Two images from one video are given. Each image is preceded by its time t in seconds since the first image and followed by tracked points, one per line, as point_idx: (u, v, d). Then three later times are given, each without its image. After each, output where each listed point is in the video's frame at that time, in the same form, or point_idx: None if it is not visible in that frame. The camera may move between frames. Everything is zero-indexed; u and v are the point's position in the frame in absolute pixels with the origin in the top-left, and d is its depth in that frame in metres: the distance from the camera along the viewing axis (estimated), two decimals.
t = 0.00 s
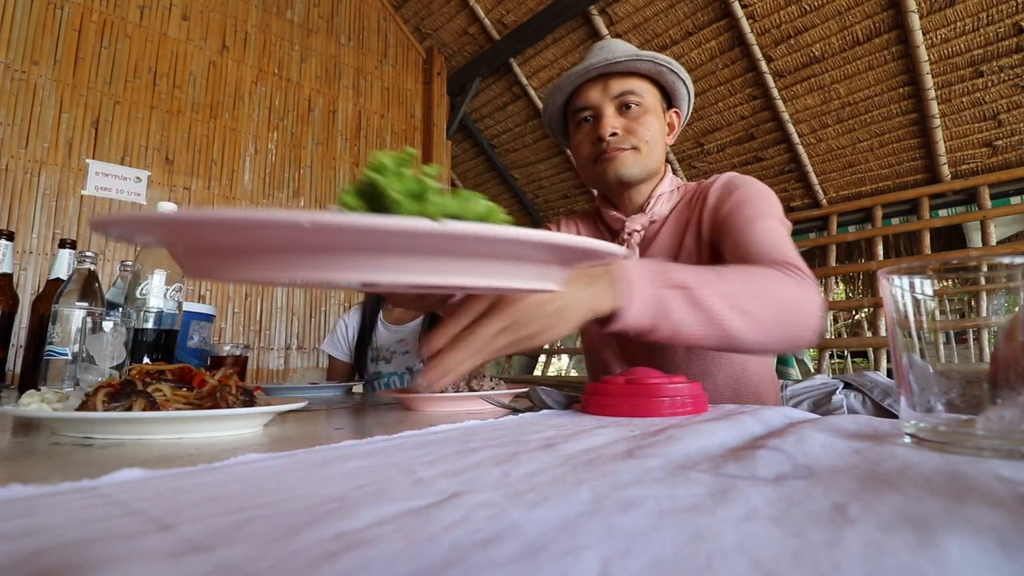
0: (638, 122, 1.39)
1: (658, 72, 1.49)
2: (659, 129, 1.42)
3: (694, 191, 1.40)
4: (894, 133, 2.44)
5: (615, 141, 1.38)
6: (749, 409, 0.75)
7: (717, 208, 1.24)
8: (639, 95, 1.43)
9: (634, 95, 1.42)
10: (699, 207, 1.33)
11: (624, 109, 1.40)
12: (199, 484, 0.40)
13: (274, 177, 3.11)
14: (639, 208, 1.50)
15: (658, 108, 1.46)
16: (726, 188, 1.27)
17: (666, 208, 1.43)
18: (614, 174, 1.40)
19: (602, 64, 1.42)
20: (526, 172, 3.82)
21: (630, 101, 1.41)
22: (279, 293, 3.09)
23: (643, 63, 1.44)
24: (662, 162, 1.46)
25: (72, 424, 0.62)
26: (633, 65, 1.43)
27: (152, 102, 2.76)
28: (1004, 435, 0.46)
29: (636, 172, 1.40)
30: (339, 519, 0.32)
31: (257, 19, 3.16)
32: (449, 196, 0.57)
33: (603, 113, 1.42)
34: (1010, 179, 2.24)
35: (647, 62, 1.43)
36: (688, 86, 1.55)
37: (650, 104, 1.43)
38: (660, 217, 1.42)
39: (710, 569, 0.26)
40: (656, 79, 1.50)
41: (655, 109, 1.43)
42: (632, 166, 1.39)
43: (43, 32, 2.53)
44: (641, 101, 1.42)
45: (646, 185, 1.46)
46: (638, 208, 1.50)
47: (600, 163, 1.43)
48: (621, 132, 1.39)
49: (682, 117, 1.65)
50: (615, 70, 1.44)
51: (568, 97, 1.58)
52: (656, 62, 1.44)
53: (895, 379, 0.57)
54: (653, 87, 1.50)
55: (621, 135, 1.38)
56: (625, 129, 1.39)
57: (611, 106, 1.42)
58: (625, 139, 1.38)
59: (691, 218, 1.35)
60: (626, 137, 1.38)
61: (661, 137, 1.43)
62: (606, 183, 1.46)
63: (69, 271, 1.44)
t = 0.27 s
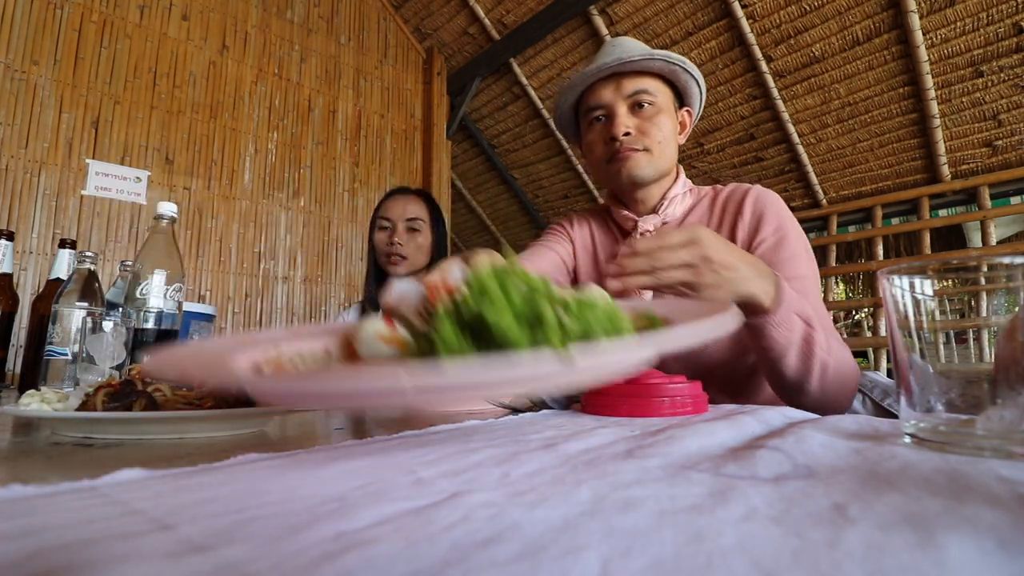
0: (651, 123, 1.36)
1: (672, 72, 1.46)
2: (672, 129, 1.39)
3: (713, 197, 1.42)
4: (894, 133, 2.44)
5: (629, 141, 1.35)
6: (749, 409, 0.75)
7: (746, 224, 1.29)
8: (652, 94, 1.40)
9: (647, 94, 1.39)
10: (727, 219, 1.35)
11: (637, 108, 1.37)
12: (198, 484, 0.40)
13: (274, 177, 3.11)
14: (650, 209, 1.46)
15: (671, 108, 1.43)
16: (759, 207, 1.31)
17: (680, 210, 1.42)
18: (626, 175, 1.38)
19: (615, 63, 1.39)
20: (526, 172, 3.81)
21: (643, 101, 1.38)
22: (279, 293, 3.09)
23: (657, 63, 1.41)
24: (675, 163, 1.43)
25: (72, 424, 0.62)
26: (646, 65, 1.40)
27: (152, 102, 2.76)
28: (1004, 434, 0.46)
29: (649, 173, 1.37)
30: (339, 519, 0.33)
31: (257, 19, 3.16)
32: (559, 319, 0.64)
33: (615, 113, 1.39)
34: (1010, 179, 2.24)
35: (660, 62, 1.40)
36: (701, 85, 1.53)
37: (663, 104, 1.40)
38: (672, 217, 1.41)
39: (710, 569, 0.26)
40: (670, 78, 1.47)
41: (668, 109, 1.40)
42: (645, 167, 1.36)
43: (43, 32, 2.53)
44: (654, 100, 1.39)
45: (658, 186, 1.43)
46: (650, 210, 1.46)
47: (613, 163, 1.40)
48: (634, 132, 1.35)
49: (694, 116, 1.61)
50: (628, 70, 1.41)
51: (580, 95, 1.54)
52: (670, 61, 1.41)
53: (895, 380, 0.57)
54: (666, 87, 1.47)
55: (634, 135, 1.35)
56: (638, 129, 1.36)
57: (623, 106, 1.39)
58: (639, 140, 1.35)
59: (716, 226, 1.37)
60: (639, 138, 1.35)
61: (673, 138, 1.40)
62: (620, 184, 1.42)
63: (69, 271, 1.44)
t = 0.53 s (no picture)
0: (658, 125, 1.30)
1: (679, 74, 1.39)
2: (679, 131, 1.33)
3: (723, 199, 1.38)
4: (894, 133, 2.44)
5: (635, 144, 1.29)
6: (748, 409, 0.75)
7: (762, 233, 1.26)
8: (659, 96, 1.33)
9: (654, 95, 1.33)
10: (743, 223, 1.31)
11: (644, 111, 1.31)
12: (198, 484, 0.40)
13: (274, 177, 3.11)
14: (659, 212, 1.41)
15: (677, 110, 1.37)
16: (777, 213, 1.27)
17: (689, 211, 1.37)
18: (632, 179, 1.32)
19: (621, 66, 1.32)
20: (526, 172, 3.81)
21: (650, 103, 1.32)
22: (279, 293, 3.09)
23: (663, 65, 1.35)
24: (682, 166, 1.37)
25: (72, 423, 0.62)
26: (653, 67, 1.34)
27: (152, 102, 2.76)
28: (1004, 434, 0.46)
29: (658, 177, 1.32)
30: (339, 519, 0.32)
31: (257, 19, 3.16)
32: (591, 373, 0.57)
33: (622, 116, 1.33)
34: (1010, 179, 2.23)
35: (667, 64, 1.34)
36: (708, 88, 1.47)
37: (670, 107, 1.34)
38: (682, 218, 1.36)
39: (710, 569, 0.26)
40: (677, 81, 1.41)
41: (675, 111, 1.34)
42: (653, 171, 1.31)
43: (43, 32, 2.53)
44: (662, 102, 1.33)
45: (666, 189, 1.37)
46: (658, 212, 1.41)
47: (621, 167, 1.34)
48: (641, 134, 1.29)
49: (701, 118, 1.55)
50: (635, 72, 1.34)
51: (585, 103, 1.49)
52: (677, 64, 1.35)
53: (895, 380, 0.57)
54: (673, 89, 1.40)
55: (641, 138, 1.29)
56: (646, 131, 1.30)
57: (631, 108, 1.33)
58: (646, 143, 1.29)
59: (730, 230, 1.32)
60: (647, 140, 1.29)
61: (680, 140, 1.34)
62: (627, 188, 1.37)
63: (69, 271, 1.44)
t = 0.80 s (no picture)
0: (662, 127, 1.29)
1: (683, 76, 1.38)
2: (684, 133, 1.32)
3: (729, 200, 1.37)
4: (894, 133, 2.44)
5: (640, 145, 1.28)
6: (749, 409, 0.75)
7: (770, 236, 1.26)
8: (663, 98, 1.32)
9: (658, 97, 1.32)
10: (751, 224, 1.30)
11: (648, 112, 1.30)
12: (198, 485, 0.40)
13: (274, 177, 3.11)
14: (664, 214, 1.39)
15: (681, 111, 1.36)
16: (785, 215, 1.27)
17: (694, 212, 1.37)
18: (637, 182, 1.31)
19: (625, 68, 1.31)
20: (526, 172, 3.81)
21: (654, 105, 1.31)
22: (279, 293, 3.09)
23: (667, 68, 1.34)
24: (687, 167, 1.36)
25: (73, 423, 0.62)
26: (657, 69, 1.33)
27: (152, 102, 2.76)
28: (1004, 434, 0.46)
29: (664, 183, 1.31)
30: (339, 520, 0.32)
31: (257, 19, 3.16)
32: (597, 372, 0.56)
33: (626, 118, 1.32)
34: (1010, 179, 2.23)
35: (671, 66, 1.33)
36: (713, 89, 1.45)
37: (674, 108, 1.33)
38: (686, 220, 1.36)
39: (710, 569, 0.26)
40: (681, 82, 1.40)
41: (679, 113, 1.33)
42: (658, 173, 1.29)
43: (43, 32, 2.53)
44: (666, 104, 1.32)
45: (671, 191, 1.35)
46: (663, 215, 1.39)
47: (625, 170, 1.32)
48: (646, 136, 1.28)
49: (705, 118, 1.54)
50: (639, 74, 1.33)
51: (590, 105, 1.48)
52: (682, 65, 1.33)
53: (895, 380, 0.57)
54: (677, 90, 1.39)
55: (645, 139, 1.28)
56: (650, 133, 1.28)
57: (635, 110, 1.32)
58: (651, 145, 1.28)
59: (737, 231, 1.31)
60: (651, 142, 1.28)
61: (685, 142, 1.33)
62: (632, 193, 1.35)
63: (69, 271, 1.44)
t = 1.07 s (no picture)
0: (667, 126, 1.29)
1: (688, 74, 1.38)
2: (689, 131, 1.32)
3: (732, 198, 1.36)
4: (894, 133, 2.44)
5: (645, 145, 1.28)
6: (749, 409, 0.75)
7: (775, 237, 1.26)
8: (668, 97, 1.32)
9: (663, 96, 1.32)
10: (755, 224, 1.29)
11: (654, 112, 1.30)
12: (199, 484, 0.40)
13: (274, 177, 3.11)
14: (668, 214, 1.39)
15: (686, 110, 1.36)
16: (789, 216, 1.26)
17: (699, 211, 1.35)
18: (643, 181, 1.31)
19: (630, 67, 1.31)
20: (526, 172, 3.81)
21: (659, 104, 1.31)
22: (279, 293, 3.09)
23: (672, 66, 1.34)
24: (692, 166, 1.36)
25: (72, 424, 0.62)
26: (662, 68, 1.33)
27: (152, 102, 2.76)
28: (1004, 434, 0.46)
29: (668, 180, 1.31)
30: (339, 519, 0.32)
31: (257, 19, 3.16)
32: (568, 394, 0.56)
33: (630, 117, 1.32)
34: (1010, 178, 2.23)
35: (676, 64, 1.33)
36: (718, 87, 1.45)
37: (679, 106, 1.33)
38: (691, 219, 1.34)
39: (711, 569, 0.26)
40: (686, 80, 1.40)
41: (684, 112, 1.33)
42: (663, 173, 1.29)
43: (43, 32, 2.53)
44: (670, 102, 1.31)
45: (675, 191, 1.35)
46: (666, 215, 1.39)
47: (630, 169, 1.32)
48: (651, 135, 1.28)
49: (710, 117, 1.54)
50: (644, 73, 1.33)
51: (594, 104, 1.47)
52: (686, 64, 1.33)
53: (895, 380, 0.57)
54: (682, 89, 1.39)
55: (650, 139, 1.28)
56: (655, 132, 1.28)
57: (640, 109, 1.31)
58: (656, 144, 1.28)
59: (742, 231, 1.31)
60: (656, 142, 1.28)
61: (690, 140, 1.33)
62: (637, 191, 1.35)
63: (69, 271, 1.44)
